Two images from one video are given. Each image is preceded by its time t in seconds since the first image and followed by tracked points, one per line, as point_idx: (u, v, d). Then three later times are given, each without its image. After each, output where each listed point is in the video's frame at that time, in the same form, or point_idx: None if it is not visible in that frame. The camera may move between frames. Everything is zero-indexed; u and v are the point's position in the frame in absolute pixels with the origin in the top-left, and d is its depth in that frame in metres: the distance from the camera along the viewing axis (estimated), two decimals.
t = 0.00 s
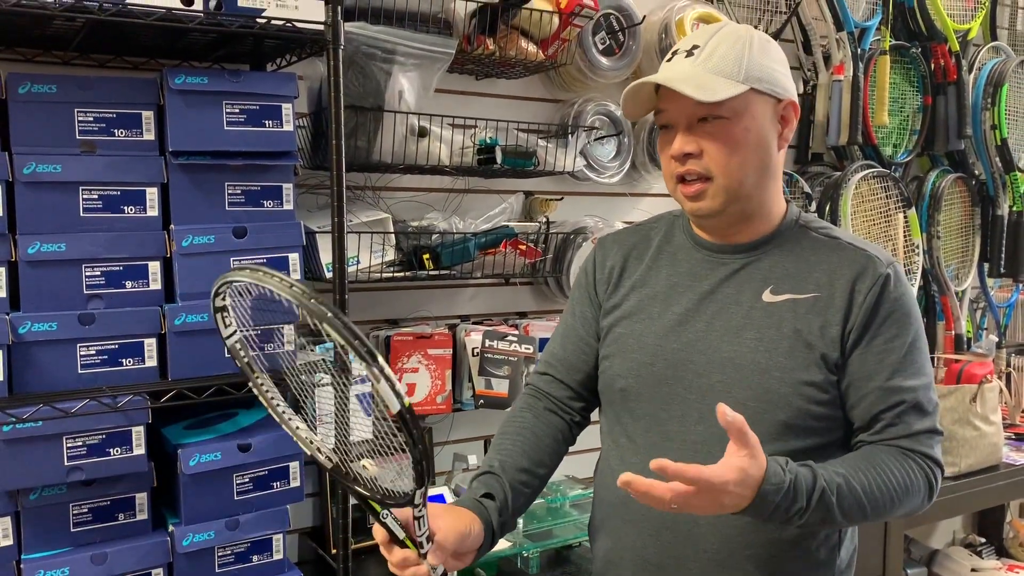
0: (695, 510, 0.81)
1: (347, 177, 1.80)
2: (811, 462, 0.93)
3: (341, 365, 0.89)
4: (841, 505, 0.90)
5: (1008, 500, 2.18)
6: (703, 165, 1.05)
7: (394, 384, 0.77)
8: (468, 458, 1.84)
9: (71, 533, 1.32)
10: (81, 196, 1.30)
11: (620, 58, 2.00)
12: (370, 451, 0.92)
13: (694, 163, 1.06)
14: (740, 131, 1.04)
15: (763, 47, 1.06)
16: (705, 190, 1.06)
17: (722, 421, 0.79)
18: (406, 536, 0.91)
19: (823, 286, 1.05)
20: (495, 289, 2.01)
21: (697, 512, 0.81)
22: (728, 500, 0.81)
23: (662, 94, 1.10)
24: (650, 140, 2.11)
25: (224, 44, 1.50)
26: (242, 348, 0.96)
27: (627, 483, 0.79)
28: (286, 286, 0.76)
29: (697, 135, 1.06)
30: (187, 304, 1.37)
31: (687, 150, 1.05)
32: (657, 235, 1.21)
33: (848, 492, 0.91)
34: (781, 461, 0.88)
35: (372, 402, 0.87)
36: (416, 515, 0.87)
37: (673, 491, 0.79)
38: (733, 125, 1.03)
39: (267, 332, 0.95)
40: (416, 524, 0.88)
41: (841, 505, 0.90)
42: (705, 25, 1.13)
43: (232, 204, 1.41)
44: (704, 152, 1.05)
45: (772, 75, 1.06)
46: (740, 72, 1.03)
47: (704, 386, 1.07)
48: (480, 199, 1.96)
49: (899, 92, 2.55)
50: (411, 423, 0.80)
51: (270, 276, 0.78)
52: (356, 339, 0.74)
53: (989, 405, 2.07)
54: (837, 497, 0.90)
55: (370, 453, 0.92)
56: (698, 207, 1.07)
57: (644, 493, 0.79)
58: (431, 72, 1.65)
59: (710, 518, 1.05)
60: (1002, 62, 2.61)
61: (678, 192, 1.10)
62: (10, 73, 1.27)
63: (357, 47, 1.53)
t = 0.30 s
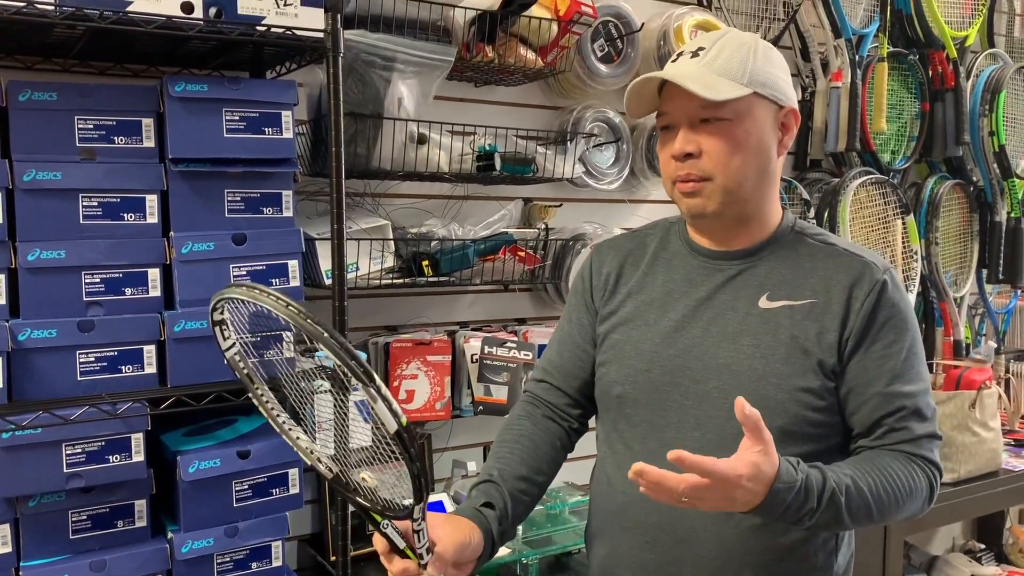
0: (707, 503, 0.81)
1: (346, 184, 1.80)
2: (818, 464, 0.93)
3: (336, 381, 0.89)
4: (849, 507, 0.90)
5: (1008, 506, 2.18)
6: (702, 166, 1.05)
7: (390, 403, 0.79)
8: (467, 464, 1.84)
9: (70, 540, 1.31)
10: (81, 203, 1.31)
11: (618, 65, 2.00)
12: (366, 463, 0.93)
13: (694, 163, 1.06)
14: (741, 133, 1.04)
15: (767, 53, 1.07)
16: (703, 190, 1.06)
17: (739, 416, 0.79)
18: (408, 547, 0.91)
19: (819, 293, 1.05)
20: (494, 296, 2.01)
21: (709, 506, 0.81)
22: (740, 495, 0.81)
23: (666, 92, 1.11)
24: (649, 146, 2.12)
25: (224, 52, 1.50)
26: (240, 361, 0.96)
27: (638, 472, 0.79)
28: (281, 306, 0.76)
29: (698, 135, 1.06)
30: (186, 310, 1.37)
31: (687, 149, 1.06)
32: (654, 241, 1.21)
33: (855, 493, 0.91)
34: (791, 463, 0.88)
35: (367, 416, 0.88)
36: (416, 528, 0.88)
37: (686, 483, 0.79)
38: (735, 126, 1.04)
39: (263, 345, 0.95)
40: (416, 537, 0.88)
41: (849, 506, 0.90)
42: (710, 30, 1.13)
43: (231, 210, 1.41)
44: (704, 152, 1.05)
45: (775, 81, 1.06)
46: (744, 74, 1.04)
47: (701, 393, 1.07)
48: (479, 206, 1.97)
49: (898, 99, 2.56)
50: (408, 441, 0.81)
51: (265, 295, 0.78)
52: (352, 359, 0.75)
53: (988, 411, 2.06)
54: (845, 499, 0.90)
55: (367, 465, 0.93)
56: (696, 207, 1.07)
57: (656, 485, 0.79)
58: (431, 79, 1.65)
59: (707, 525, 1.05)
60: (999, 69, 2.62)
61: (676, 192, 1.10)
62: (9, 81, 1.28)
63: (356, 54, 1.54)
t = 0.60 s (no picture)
0: (707, 498, 0.80)
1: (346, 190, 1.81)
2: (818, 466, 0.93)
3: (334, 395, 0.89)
4: (848, 508, 0.91)
5: (1007, 512, 2.18)
6: (702, 172, 1.05)
7: (390, 422, 0.79)
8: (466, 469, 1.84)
9: (69, 546, 1.31)
10: (81, 209, 1.31)
11: (618, 71, 2.01)
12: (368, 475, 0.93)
13: (693, 168, 1.06)
14: (741, 140, 1.04)
15: (768, 62, 1.07)
16: (702, 196, 1.07)
17: (744, 413, 0.79)
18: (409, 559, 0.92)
19: (818, 299, 1.05)
20: (493, 301, 2.02)
21: (709, 501, 0.81)
22: (741, 493, 0.81)
23: (668, 98, 1.11)
24: (648, 152, 2.12)
25: (225, 58, 1.51)
26: (242, 371, 0.96)
27: (640, 461, 0.79)
28: (282, 323, 0.76)
29: (698, 141, 1.06)
30: (186, 316, 1.37)
31: (687, 155, 1.06)
32: (652, 247, 1.22)
33: (855, 494, 0.91)
34: (793, 463, 0.88)
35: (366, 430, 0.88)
36: (415, 544, 0.88)
37: (688, 477, 0.79)
38: (735, 133, 1.04)
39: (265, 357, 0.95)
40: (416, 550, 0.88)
41: (849, 508, 0.91)
42: (712, 37, 1.14)
43: (232, 216, 1.42)
44: (704, 159, 1.05)
45: (776, 89, 1.07)
46: (745, 82, 1.04)
47: (700, 399, 1.07)
48: (478, 212, 1.97)
49: (897, 105, 2.56)
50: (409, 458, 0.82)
51: (266, 310, 0.78)
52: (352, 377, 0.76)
53: (988, 417, 2.06)
54: (845, 501, 0.90)
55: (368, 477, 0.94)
56: (694, 213, 1.07)
57: (658, 476, 0.79)
58: (430, 85, 1.66)
59: (706, 531, 1.05)
60: (998, 76, 2.62)
61: (675, 198, 1.10)
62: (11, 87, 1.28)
63: (357, 60, 1.54)
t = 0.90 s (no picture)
0: (704, 515, 0.80)
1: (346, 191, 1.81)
2: (816, 476, 0.93)
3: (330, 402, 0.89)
4: (847, 518, 0.90)
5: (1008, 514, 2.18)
6: (701, 174, 1.05)
7: (384, 430, 0.80)
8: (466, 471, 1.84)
9: (68, 548, 1.31)
10: (81, 210, 1.31)
11: (618, 73, 2.01)
12: (365, 480, 0.94)
13: (693, 170, 1.06)
14: (740, 141, 1.04)
15: (767, 62, 1.07)
16: (702, 197, 1.06)
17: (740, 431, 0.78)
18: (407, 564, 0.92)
19: (818, 302, 1.05)
20: (493, 303, 2.01)
21: (707, 519, 0.80)
22: (737, 510, 0.81)
23: (665, 100, 1.10)
24: (648, 154, 2.12)
25: (225, 59, 1.51)
26: (240, 376, 0.96)
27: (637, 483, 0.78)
28: (276, 331, 0.77)
29: (696, 143, 1.06)
30: (186, 317, 1.37)
31: (686, 156, 1.06)
32: (652, 250, 1.21)
33: (853, 504, 0.91)
34: (790, 476, 0.87)
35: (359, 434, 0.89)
36: (414, 550, 0.89)
37: (684, 496, 0.79)
38: (734, 134, 1.04)
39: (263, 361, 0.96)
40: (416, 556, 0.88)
41: (847, 518, 0.90)
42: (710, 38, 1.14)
43: (231, 218, 1.41)
44: (704, 160, 1.05)
45: (774, 90, 1.07)
46: (744, 83, 1.04)
47: (700, 402, 1.07)
48: (478, 213, 1.97)
49: (897, 107, 2.56)
50: (404, 466, 0.82)
51: (260, 318, 0.79)
52: (347, 386, 0.76)
53: (988, 419, 2.06)
54: (843, 510, 0.90)
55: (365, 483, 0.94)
56: (694, 215, 1.07)
57: (654, 496, 0.78)
58: (430, 87, 1.65)
59: (706, 535, 1.05)
60: (998, 78, 2.62)
61: (674, 200, 1.10)
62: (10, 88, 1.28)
63: (357, 61, 1.54)
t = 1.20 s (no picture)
0: (692, 507, 0.79)
1: (344, 188, 1.80)
2: (816, 472, 0.92)
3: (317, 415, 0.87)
4: (846, 515, 0.89)
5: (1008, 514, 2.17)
6: (700, 172, 1.05)
7: (374, 447, 0.79)
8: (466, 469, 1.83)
9: (65, 546, 1.30)
10: (78, 207, 1.30)
11: (618, 70, 2.00)
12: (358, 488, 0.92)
13: (692, 168, 1.05)
14: (740, 139, 1.04)
15: (766, 58, 1.06)
16: (701, 195, 1.06)
17: (731, 420, 0.77)
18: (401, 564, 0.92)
19: (819, 301, 1.04)
20: (492, 301, 2.01)
21: (695, 511, 0.79)
22: (729, 502, 0.80)
23: (664, 97, 1.10)
24: (649, 152, 2.11)
25: (223, 55, 1.50)
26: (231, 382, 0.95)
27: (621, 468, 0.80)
28: (264, 349, 0.75)
29: (695, 140, 1.06)
30: (184, 315, 1.36)
31: (685, 154, 1.05)
32: (652, 248, 1.21)
33: (853, 501, 0.90)
34: (789, 471, 0.87)
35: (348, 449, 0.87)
36: (409, 556, 0.89)
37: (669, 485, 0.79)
38: (733, 132, 1.03)
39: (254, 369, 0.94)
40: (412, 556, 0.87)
41: (846, 515, 0.89)
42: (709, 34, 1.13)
43: (229, 215, 1.41)
44: (703, 158, 1.04)
45: (774, 86, 1.06)
46: (743, 80, 1.03)
47: (699, 401, 1.06)
48: (478, 211, 1.96)
49: (898, 105, 2.55)
50: (396, 481, 0.82)
51: (247, 335, 0.77)
52: (336, 407, 0.75)
53: (989, 418, 2.05)
54: (842, 508, 0.89)
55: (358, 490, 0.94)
56: (693, 213, 1.07)
57: (642, 490, 0.80)
58: (429, 84, 1.65)
59: (705, 535, 1.05)
60: (1000, 76, 2.61)
61: (674, 198, 1.09)
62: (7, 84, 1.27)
63: (355, 58, 1.53)
